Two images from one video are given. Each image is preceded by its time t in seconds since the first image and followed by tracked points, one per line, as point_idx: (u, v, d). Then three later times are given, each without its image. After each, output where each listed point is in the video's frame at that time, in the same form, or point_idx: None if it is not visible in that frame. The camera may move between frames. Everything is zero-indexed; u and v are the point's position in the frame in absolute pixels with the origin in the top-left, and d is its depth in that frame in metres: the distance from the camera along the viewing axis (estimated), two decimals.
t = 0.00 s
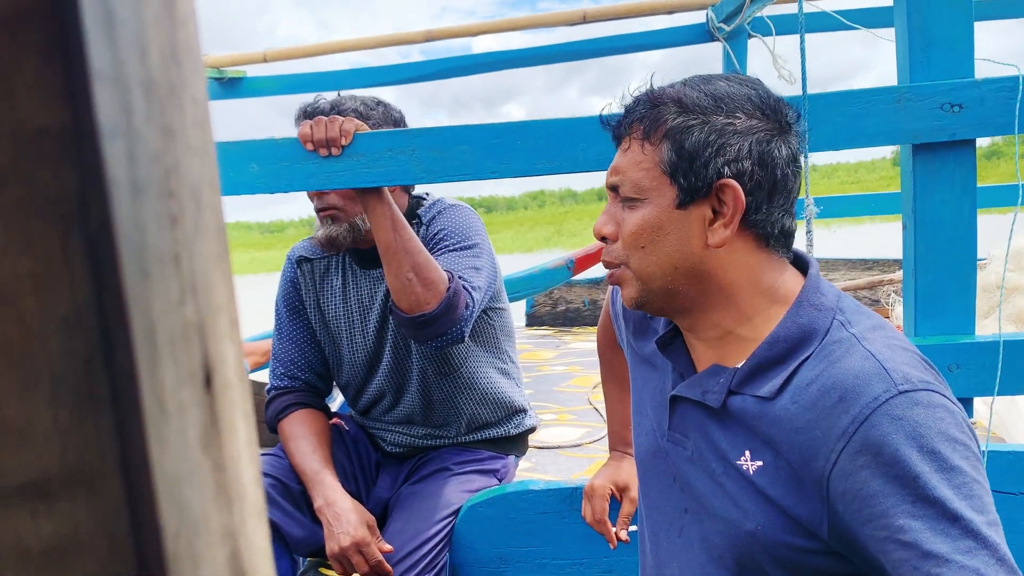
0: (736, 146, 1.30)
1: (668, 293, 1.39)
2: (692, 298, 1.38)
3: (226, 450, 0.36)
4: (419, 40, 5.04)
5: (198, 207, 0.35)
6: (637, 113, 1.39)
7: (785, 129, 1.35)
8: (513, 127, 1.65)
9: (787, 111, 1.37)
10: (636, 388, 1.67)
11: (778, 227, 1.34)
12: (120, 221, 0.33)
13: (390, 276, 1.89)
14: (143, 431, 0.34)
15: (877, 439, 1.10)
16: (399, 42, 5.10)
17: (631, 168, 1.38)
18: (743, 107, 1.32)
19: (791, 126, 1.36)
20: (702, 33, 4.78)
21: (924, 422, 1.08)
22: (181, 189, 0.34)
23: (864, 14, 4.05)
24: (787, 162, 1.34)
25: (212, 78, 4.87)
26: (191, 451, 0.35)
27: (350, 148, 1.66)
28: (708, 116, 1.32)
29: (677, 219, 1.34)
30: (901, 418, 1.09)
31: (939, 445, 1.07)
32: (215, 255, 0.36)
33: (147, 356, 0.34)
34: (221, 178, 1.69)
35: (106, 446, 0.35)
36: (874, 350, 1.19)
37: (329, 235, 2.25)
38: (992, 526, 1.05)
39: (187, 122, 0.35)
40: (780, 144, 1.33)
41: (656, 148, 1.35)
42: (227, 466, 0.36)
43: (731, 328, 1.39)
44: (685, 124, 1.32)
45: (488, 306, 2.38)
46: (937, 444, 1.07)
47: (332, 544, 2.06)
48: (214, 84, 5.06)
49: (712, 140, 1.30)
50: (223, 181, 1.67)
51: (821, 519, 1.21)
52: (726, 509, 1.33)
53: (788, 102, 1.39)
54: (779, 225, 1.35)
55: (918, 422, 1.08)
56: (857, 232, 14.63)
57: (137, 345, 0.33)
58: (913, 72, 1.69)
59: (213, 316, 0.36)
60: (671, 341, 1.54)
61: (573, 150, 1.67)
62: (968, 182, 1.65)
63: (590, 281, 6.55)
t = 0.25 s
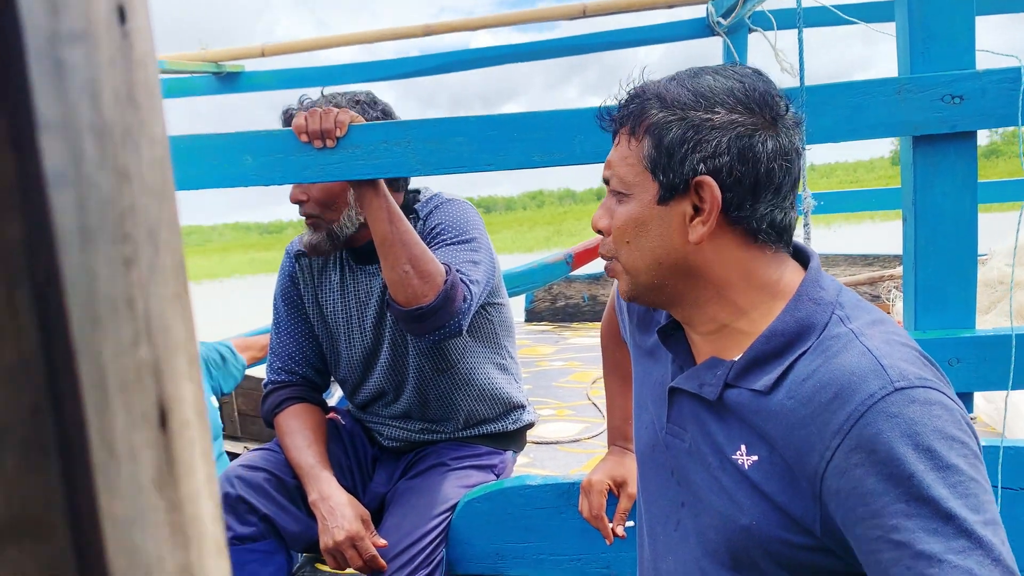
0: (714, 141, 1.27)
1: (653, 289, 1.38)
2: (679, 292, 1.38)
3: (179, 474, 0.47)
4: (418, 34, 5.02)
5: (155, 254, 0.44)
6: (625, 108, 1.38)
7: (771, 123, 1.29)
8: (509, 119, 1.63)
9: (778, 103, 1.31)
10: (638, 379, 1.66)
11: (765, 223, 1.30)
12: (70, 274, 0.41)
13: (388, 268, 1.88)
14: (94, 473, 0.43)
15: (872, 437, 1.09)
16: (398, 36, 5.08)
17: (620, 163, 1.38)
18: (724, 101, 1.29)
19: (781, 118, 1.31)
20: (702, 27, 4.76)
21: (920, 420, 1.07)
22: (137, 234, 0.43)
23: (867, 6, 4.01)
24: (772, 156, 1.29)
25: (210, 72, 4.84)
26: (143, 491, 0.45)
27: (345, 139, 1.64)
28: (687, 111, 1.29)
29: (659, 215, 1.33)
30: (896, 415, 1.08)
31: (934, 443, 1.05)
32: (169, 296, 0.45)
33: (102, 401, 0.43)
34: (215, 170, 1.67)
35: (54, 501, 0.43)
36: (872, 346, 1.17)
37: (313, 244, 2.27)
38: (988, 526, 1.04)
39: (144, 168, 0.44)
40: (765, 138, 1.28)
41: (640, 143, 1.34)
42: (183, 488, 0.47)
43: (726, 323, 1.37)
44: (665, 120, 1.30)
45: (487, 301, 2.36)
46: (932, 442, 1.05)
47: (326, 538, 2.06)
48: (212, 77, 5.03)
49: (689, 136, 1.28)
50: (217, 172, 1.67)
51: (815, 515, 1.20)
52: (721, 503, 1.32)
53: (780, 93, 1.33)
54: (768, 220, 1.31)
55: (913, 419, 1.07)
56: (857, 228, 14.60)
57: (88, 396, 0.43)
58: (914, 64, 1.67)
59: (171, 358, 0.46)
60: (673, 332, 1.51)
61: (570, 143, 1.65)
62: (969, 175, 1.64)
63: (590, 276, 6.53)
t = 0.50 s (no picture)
0: (704, 140, 1.26)
1: (649, 287, 1.38)
2: (675, 290, 1.38)
3: (137, 484, 0.67)
4: (417, 30, 5.01)
5: (115, 272, 0.64)
6: (618, 107, 1.38)
7: (763, 119, 1.26)
8: (508, 112, 1.63)
9: (770, 98, 1.29)
10: (641, 372, 1.65)
11: (759, 220, 1.28)
12: (29, 290, 0.61)
13: (385, 263, 1.87)
14: (51, 485, 0.64)
15: (863, 433, 1.09)
16: (398, 32, 5.07)
17: (613, 161, 1.38)
18: (713, 99, 1.27)
19: (774, 113, 1.28)
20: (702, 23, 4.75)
21: (912, 416, 1.06)
22: (97, 253, 0.63)
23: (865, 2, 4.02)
24: (765, 153, 1.26)
25: (209, 68, 4.83)
26: (99, 500, 0.65)
27: (343, 132, 1.64)
28: (677, 110, 1.28)
29: (651, 214, 1.33)
30: (888, 411, 1.07)
31: (926, 439, 1.04)
32: (126, 311, 0.65)
33: (64, 420, 0.63)
34: (211, 162, 1.67)
35: (15, 512, 0.63)
36: (867, 342, 1.16)
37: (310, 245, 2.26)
38: (981, 523, 1.02)
39: (102, 185, 0.63)
40: (756, 134, 1.25)
41: (632, 142, 1.34)
42: (146, 496, 0.68)
43: (725, 318, 1.37)
44: (655, 119, 1.30)
45: (486, 297, 2.36)
46: (924, 438, 1.05)
47: (321, 530, 2.06)
48: (212, 74, 5.01)
49: (678, 136, 1.27)
50: (214, 165, 1.66)
51: (810, 510, 1.20)
52: (718, 498, 1.32)
53: (773, 88, 1.30)
54: (762, 217, 1.29)
55: (905, 415, 1.06)
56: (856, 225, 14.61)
57: (44, 411, 0.63)
58: (913, 57, 1.67)
59: (133, 375, 0.66)
60: (672, 327, 1.51)
61: (568, 135, 1.65)
62: (970, 169, 1.62)
63: (589, 273, 6.53)
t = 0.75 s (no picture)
0: (682, 145, 1.26)
1: (639, 287, 1.42)
2: (666, 290, 1.40)
3: (94, 484, 0.69)
4: (417, 27, 5.01)
5: (72, 268, 0.66)
6: (606, 111, 1.39)
7: (742, 121, 1.25)
8: (507, 107, 1.64)
9: (752, 99, 1.27)
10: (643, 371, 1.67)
11: (744, 222, 1.28)
12: None
13: (386, 259, 1.88)
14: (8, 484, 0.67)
15: (852, 436, 1.10)
16: (398, 29, 5.07)
17: (603, 165, 1.41)
18: (691, 103, 1.26)
19: (756, 114, 1.26)
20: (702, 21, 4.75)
21: (901, 417, 1.07)
22: (52, 251, 0.65)
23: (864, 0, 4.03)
24: (745, 156, 1.25)
25: (209, 64, 4.82)
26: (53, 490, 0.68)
27: (343, 128, 1.65)
28: (657, 115, 1.28)
29: (637, 217, 1.35)
30: (878, 413, 1.09)
31: (916, 441, 1.05)
32: (85, 312, 0.67)
33: (17, 422, 0.66)
34: (212, 157, 1.68)
35: None
36: (858, 343, 1.17)
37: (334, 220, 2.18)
38: (974, 524, 1.01)
39: (59, 186, 0.65)
40: (736, 137, 1.24)
41: (618, 146, 1.36)
42: (105, 494, 0.70)
43: (719, 317, 1.38)
44: (636, 125, 1.31)
45: (485, 291, 2.37)
46: (913, 440, 1.05)
47: (323, 523, 2.07)
48: (212, 70, 5.01)
49: (657, 141, 1.28)
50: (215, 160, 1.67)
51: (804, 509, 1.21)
52: (715, 498, 1.33)
53: (755, 88, 1.28)
54: (748, 218, 1.29)
55: (895, 417, 1.07)
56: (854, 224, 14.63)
57: None
58: (911, 55, 1.68)
59: (91, 374, 0.68)
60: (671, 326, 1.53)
61: (567, 131, 1.65)
62: (966, 166, 1.63)
63: (588, 271, 6.54)
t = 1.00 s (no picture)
0: (670, 154, 1.28)
1: (636, 293, 1.44)
2: (663, 296, 1.42)
3: (81, 471, 0.63)
4: (418, 28, 5.02)
5: (60, 257, 0.59)
6: (602, 120, 1.42)
7: (728, 130, 1.26)
8: (508, 111, 1.66)
9: (739, 107, 1.28)
10: (645, 375, 1.68)
11: (734, 229, 1.29)
12: None
13: (389, 260, 1.89)
14: None
15: (847, 439, 1.11)
16: (398, 29, 5.08)
17: (599, 173, 1.43)
18: (679, 113, 1.28)
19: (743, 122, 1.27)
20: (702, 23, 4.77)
21: (894, 420, 1.09)
22: (41, 239, 0.58)
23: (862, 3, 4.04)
24: (733, 164, 1.26)
25: (210, 64, 4.83)
26: (46, 491, 0.61)
27: (345, 130, 1.67)
28: (646, 125, 1.30)
29: (631, 224, 1.38)
30: (872, 416, 1.10)
31: (908, 443, 1.07)
32: (75, 298, 0.61)
33: (1, 407, 0.59)
34: (215, 159, 1.70)
35: None
36: (852, 347, 1.19)
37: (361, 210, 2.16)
38: (966, 524, 1.04)
39: (50, 171, 0.59)
40: (723, 146, 1.25)
41: (613, 155, 1.38)
42: (93, 477, 0.63)
43: (715, 321, 1.39)
44: (627, 134, 1.33)
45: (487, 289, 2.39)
46: (906, 442, 1.07)
47: (324, 520, 2.08)
48: (212, 71, 5.02)
49: (646, 150, 1.30)
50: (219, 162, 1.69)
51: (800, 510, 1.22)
52: (714, 499, 1.34)
53: (743, 96, 1.29)
54: (739, 225, 1.29)
55: (888, 420, 1.09)
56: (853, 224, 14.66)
57: None
58: (908, 61, 1.69)
59: (81, 363, 0.62)
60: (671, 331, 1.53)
61: (568, 134, 1.68)
62: (963, 171, 1.65)
63: (588, 271, 6.56)
